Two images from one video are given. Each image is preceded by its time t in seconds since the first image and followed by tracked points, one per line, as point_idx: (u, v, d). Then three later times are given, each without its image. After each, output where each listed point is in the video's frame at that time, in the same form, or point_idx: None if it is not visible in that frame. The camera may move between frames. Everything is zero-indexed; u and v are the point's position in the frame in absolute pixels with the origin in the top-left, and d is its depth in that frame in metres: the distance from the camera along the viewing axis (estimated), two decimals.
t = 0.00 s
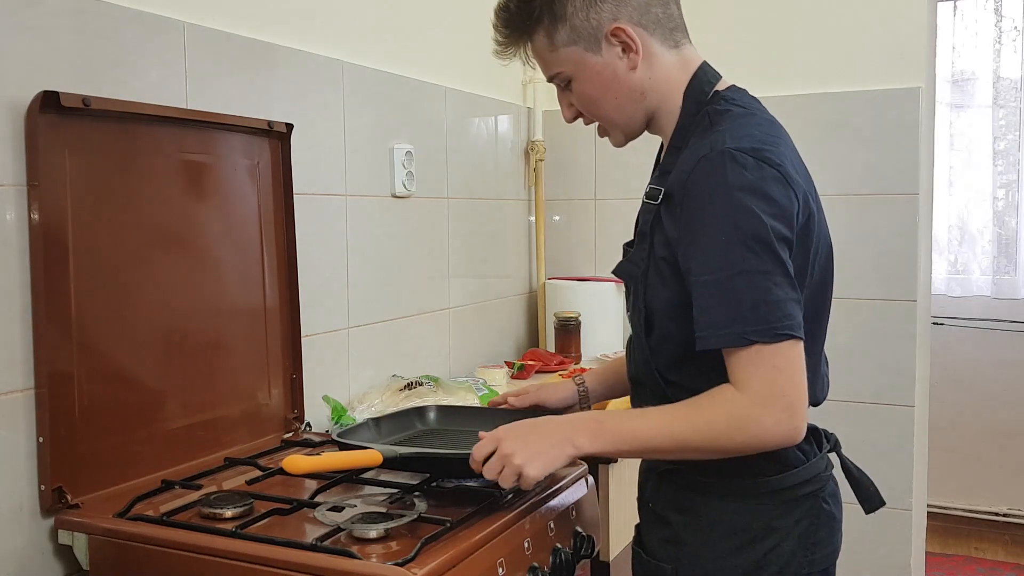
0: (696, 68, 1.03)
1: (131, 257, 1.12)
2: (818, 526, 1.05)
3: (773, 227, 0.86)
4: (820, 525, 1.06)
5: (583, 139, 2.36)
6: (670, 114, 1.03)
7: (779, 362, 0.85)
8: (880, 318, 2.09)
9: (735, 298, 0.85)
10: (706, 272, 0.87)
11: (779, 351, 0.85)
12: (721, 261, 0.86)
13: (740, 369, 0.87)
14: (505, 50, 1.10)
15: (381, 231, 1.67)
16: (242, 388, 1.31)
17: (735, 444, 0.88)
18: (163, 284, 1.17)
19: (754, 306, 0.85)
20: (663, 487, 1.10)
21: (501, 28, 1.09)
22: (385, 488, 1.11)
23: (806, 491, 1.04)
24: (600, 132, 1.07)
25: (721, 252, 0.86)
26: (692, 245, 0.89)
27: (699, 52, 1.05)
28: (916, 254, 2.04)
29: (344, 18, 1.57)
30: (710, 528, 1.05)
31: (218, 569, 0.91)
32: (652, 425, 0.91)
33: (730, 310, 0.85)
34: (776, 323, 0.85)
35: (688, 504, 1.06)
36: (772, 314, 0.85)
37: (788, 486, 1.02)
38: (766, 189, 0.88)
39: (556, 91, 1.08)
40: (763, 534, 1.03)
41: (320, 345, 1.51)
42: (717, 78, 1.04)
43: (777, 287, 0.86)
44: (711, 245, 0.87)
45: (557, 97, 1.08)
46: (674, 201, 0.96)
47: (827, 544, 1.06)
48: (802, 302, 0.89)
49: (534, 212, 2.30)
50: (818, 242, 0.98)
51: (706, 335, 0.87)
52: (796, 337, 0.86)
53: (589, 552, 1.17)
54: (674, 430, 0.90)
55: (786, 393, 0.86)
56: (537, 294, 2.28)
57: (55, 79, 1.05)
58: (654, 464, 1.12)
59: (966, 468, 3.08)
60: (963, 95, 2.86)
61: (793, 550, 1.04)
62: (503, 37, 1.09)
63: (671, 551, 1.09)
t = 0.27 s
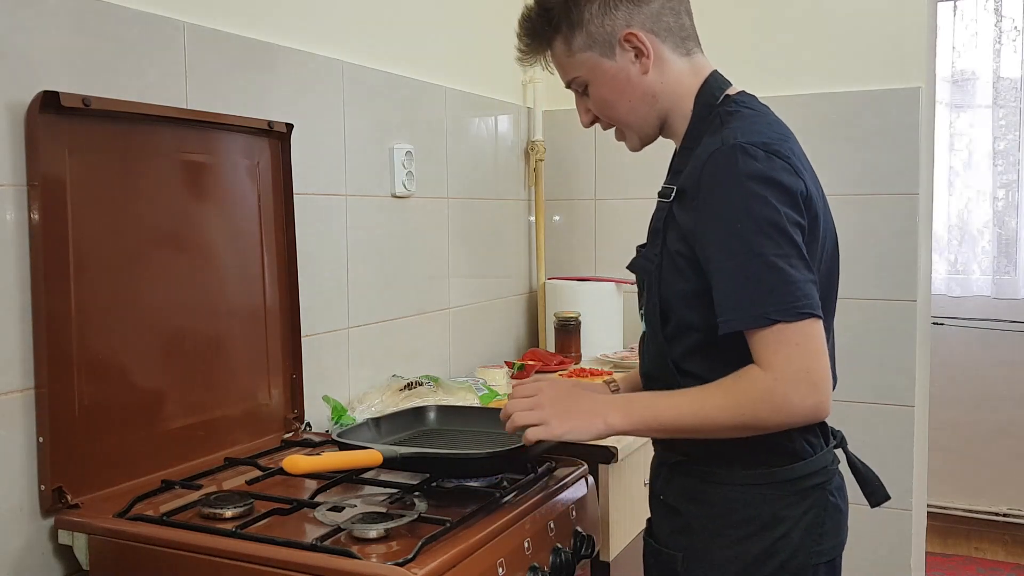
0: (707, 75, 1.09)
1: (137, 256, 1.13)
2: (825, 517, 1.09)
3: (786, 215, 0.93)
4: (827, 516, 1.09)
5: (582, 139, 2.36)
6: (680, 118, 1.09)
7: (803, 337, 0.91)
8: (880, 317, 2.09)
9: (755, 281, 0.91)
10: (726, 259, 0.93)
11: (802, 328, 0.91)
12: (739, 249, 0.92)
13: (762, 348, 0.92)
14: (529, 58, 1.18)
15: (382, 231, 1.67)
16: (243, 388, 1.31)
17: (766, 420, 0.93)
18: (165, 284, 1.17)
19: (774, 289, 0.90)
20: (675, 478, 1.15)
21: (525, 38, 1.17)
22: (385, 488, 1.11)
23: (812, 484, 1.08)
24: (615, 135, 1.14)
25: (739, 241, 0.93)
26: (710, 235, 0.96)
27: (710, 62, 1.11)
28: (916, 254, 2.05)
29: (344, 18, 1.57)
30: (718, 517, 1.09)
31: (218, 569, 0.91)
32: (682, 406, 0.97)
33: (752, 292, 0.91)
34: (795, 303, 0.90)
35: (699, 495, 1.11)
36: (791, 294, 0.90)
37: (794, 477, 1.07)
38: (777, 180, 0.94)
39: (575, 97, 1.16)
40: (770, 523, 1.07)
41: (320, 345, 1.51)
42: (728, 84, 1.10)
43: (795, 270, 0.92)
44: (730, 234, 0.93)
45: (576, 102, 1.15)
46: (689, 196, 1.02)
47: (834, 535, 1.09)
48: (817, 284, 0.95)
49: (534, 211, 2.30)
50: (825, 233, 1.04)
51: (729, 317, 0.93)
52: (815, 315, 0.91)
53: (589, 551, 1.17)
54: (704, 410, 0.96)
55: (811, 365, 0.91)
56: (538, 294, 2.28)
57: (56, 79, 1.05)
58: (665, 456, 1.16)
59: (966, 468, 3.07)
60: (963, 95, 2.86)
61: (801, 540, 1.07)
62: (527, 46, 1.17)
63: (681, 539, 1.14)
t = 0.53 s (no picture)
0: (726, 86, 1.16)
1: (141, 255, 1.14)
2: (838, 512, 1.14)
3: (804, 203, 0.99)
4: (840, 511, 1.14)
5: (582, 139, 2.36)
6: (702, 127, 1.16)
7: (830, 314, 0.96)
8: (880, 318, 2.09)
9: (779, 266, 0.97)
10: (750, 248, 1.00)
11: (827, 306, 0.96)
12: (762, 237, 0.99)
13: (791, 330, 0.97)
14: (559, 76, 1.27)
15: (382, 231, 1.67)
16: (243, 388, 1.31)
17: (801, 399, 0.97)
18: (166, 284, 1.17)
19: (796, 272, 0.96)
20: (695, 470, 1.21)
21: (555, 57, 1.25)
22: (385, 489, 1.11)
23: (825, 478, 1.13)
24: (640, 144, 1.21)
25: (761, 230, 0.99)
26: (734, 228, 1.02)
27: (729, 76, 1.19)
28: (916, 254, 2.05)
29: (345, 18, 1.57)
30: (735, 507, 1.15)
31: (218, 569, 0.91)
32: (718, 397, 1.02)
33: (776, 276, 0.97)
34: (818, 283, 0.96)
35: (717, 485, 1.17)
36: (813, 276, 0.96)
37: (806, 471, 1.12)
38: (793, 173, 1.01)
39: (602, 111, 1.24)
40: (783, 514, 1.12)
41: (320, 345, 1.50)
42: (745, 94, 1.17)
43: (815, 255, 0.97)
44: (753, 225, 1.00)
45: (602, 116, 1.23)
46: (711, 195, 1.09)
47: (846, 530, 1.14)
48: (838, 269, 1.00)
49: (534, 211, 2.30)
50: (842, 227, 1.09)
51: (755, 301, 0.98)
52: (838, 295, 0.96)
53: (589, 551, 1.17)
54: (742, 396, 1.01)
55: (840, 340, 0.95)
56: (538, 294, 2.28)
57: (56, 79, 1.05)
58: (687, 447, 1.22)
59: (966, 468, 3.07)
60: (964, 95, 2.86)
61: (813, 531, 1.12)
62: (557, 64, 1.25)
63: (699, 528, 1.20)
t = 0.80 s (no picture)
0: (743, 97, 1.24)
1: (143, 255, 1.14)
2: (865, 508, 1.20)
3: (822, 197, 1.06)
4: (867, 508, 1.20)
5: (582, 139, 2.36)
6: (724, 136, 1.24)
7: (852, 302, 1.02)
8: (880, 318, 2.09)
9: (799, 255, 1.04)
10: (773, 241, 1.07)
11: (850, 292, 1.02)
12: (784, 230, 1.06)
13: (815, 319, 1.04)
14: (581, 98, 1.34)
15: (382, 231, 1.67)
16: (244, 388, 1.31)
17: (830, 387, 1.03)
18: (166, 283, 1.17)
19: (817, 260, 1.03)
20: (726, 468, 1.27)
21: (578, 81, 1.32)
22: (385, 489, 1.11)
23: (854, 476, 1.19)
24: (665, 157, 1.28)
25: (782, 223, 1.06)
26: (757, 223, 1.09)
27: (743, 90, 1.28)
28: (916, 254, 2.05)
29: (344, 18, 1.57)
30: (767, 502, 1.21)
31: (218, 569, 0.91)
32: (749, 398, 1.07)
33: (799, 264, 1.04)
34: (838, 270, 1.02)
35: (749, 482, 1.23)
36: (833, 263, 1.02)
37: (836, 468, 1.18)
38: (811, 168, 1.08)
39: (624, 128, 1.31)
40: (814, 510, 1.19)
41: (320, 345, 1.50)
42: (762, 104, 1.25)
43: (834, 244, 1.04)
44: (774, 219, 1.07)
45: (626, 134, 1.30)
46: (735, 193, 1.16)
47: (872, 526, 1.20)
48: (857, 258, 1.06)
49: (534, 211, 2.30)
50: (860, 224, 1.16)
51: (780, 289, 1.05)
52: (857, 281, 1.03)
53: (589, 551, 1.17)
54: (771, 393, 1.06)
55: (863, 326, 1.02)
56: (538, 294, 2.28)
57: (56, 79, 1.05)
58: (717, 446, 1.28)
59: (966, 468, 3.07)
60: (964, 95, 2.86)
61: (842, 527, 1.19)
62: (581, 87, 1.32)
63: (731, 522, 1.27)
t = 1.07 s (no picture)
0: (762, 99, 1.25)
1: (143, 254, 1.14)
2: (881, 503, 1.22)
3: (843, 195, 1.08)
4: (883, 503, 1.22)
5: (582, 139, 2.36)
6: (743, 135, 1.25)
7: (860, 309, 1.05)
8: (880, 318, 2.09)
9: (816, 251, 1.06)
10: (792, 235, 1.09)
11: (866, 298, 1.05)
12: (804, 225, 1.08)
13: (820, 319, 1.06)
14: (599, 96, 1.33)
15: (382, 231, 1.67)
16: (244, 388, 1.31)
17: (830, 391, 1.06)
18: (167, 284, 1.17)
19: (832, 257, 1.05)
20: (743, 464, 1.27)
21: (596, 79, 1.31)
22: (385, 489, 1.11)
23: (872, 472, 1.21)
24: (684, 156, 1.28)
25: (803, 217, 1.08)
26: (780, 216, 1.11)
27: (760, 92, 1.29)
28: (916, 255, 2.05)
29: (344, 18, 1.57)
30: (788, 499, 1.22)
31: (218, 569, 0.91)
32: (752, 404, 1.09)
33: (813, 260, 1.06)
34: (850, 269, 1.05)
35: (767, 478, 1.23)
36: (845, 263, 1.05)
37: (857, 465, 1.20)
38: (835, 167, 1.10)
39: (642, 127, 1.30)
40: (834, 506, 1.20)
41: (320, 345, 1.50)
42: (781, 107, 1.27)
43: (849, 243, 1.06)
44: (796, 214, 1.09)
45: (645, 132, 1.29)
46: (755, 188, 1.17)
47: (888, 521, 1.23)
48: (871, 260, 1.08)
49: (534, 212, 2.30)
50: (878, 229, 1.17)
51: (793, 284, 1.07)
52: (868, 282, 1.05)
53: (589, 552, 1.17)
54: (772, 396, 1.08)
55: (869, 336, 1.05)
56: (538, 294, 2.28)
57: (55, 79, 1.05)
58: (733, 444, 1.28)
59: (966, 468, 3.07)
60: (963, 95, 2.86)
61: (861, 523, 1.20)
62: (600, 85, 1.31)
63: (750, 519, 1.27)
